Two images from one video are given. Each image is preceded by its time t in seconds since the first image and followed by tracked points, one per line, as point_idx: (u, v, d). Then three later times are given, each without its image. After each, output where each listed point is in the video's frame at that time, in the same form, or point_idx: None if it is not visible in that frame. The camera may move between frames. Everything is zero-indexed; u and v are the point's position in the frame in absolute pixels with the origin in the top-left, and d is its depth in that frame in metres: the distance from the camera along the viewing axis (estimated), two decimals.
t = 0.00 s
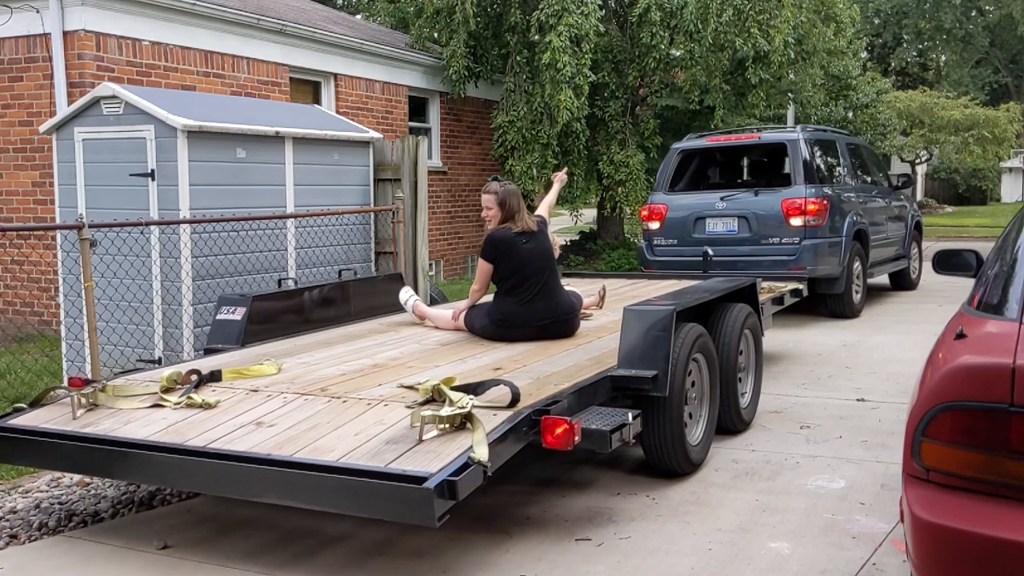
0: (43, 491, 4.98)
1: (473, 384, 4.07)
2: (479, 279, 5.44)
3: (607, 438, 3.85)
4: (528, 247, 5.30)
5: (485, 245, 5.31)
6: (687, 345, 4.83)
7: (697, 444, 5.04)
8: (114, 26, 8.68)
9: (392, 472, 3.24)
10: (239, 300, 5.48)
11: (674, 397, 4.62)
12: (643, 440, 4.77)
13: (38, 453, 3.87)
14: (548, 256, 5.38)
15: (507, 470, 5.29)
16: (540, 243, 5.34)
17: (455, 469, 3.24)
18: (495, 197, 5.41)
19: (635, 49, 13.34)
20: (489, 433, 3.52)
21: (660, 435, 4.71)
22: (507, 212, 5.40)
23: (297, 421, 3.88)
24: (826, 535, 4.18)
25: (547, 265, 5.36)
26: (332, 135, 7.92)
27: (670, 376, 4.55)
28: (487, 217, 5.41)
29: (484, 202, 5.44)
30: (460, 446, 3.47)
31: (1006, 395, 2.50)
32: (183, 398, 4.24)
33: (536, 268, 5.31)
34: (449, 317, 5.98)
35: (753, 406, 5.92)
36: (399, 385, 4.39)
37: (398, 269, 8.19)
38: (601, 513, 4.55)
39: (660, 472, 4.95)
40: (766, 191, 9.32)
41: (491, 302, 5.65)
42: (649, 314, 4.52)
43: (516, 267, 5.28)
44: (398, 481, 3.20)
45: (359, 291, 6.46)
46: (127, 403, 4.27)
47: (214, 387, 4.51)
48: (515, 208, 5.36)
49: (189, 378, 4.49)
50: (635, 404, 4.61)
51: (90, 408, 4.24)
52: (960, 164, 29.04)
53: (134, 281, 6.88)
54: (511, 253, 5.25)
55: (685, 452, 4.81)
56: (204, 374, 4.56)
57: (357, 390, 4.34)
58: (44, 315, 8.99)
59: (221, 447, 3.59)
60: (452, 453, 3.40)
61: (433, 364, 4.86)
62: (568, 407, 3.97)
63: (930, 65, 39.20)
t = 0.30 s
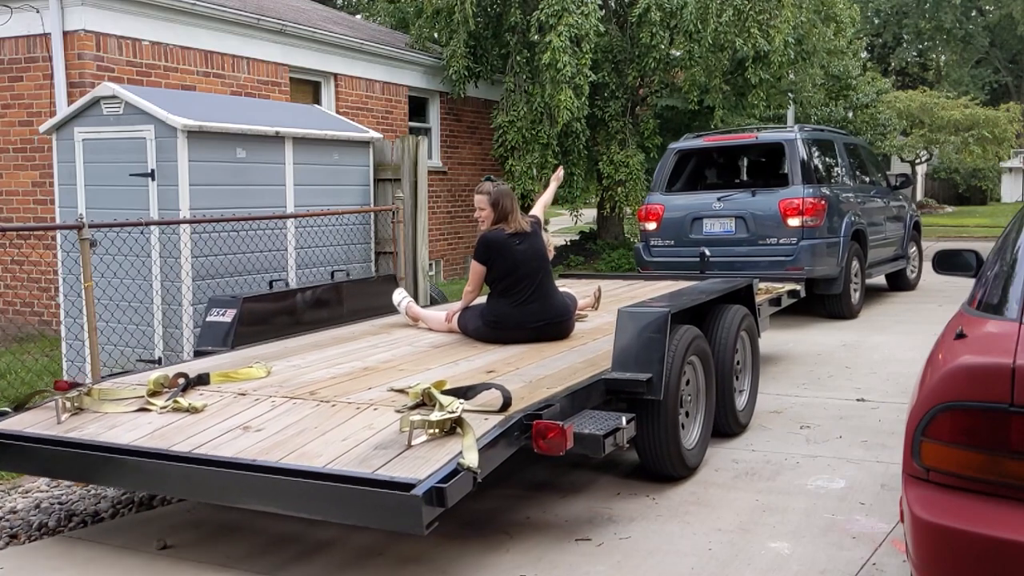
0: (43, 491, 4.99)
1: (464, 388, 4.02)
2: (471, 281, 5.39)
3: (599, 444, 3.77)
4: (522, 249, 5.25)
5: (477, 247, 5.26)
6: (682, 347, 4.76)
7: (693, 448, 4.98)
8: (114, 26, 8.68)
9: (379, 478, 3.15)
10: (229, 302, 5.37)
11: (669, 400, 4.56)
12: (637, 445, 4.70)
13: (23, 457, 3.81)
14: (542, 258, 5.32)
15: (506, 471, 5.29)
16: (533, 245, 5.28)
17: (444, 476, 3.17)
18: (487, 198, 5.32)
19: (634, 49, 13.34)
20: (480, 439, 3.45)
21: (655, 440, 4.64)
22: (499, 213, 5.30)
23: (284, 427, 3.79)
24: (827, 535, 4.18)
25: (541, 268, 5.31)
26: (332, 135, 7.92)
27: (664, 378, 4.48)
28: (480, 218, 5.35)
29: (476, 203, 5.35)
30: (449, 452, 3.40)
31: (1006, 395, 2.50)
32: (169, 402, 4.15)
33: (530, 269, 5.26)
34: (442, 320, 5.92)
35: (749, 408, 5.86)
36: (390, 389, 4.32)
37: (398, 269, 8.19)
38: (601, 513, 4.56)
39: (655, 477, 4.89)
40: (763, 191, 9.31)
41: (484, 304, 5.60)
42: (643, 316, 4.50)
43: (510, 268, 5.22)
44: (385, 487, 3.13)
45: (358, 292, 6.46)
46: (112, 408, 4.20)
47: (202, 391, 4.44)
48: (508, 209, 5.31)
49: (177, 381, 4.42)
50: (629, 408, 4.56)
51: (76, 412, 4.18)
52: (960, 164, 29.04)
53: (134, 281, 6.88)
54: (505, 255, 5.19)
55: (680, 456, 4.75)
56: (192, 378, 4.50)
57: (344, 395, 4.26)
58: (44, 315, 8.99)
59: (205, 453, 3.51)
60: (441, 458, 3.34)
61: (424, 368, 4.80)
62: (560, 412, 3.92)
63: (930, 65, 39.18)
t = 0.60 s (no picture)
0: (43, 491, 4.99)
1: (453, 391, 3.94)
2: (464, 283, 5.34)
3: (591, 449, 3.71)
4: (515, 249, 5.21)
5: (470, 248, 5.22)
6: (676, 350, 4.69)
7: (687, 452, 4.91)
8: (114, 26, 8.68)
9: (362, 485, 3.08)
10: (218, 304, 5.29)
11: (663, 405, 4.49)
12: (630, 450, 4.63)
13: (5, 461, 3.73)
14: (535, 259, 5.27)
15: (506, 472, 5.29)
16: (526, 246, 5.24)
17: (429, 484, 3.07)
18: (481, 197, 5.30)
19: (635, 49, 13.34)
20: (467, 445, 3.37)
21: (649, 446, 4.57)
22: (492, 213, 5.29)
23: (269, 432, 3.69)
24: (826, 535, 4.18)
25: (535, 269, 5.26)
26: (332, 135, 7.92)
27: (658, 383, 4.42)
28: (473, 218, 5.32)
29: (469, 202, 5.34)
30: (435, 458, 3.31)
31: (1006, 395, 2.50)
32: (152, 406, 4.04)
33: (523, 269, 5.21)
34: (434, 321, 5.82)
35: (745, 411, 5.80)
36: (378, 392, 4.21)
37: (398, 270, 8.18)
38: (601, 513, 4.56)
39: (648, 482, 4.82)
40: (760, 191, 9.31)
41: (476, 306, 5.55)
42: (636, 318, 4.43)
43: (503, 268, 5.18)
44: (369, 495, 3.04)
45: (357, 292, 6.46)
46: (94, 412, 4.09)
47: (186, 395, 4.34)
48: (501, 209, 5.27)
49: (161, 385, 4.32)
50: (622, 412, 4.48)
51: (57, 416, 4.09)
52: (960, 164, 29.06)
53: (134, 281, 6.88)
54: (497, 256, 5.15)
55: (673, 462, 4.68)
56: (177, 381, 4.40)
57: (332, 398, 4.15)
58: (44, 315, 8.98)
59: (187, 459, 3.42)
60: (427, 465, 3.25)
61: (414, 371, 4.69)
62: (551, 416, 3.85)
63: (930, 65, 39.17)
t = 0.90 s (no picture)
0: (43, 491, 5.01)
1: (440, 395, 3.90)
2: (455, 284, 5.32)
3: (581, 455, 3.68)
4: (507, 250, 5.19)
5: (461, 249, 5.20)
6: (670, 353, 4.63)
7: (682, 458, 4.84)
8: (114, 26, 8.68)
9: (346, 493, 3.03)
10: (205, 306, 5.30)
11: (656, 409, 4.42)
12: (623, 456, 4.57)
13: None
14: (527, 261, 5.26)
15: (505, 472, 5.28)
16: (518, 247, 5.22)
17: (412, 492, 3.03)
18: (472, 198, 5.28)
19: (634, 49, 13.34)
20: (453, 450, 3.34)
21: (642, 452, 4.51)
22: (484, 213, 5.27)
23: (251, 439, 3.63)
24: (827, 535, 4.18)
25: (527, 270, 5.24)
26: (332, 135, 7.92)
27: (651, 386, 4.36)
28: (464, 219, 5.29)
29: (461, 203, 5.32)
30: (420, 465, 3.27)
31: (1007, 395, 2.50)
32: (134, 411, 4.01)
33: (515, 270, 5.19)
34: (424, 323, 5.84)
35: (741, 415, 5.73)
36: (364, 397, 4.18)
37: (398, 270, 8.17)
38: (600, 513, 4.56)
39: (642, 488, 4.75)
40: (757, 192, 9.30)
41: (467, 308, 5.52)
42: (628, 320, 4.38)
43: (495, 269, 5.16)
44: (352, 503, 2.99)
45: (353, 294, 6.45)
46: (75, 417, 4.04)
47: (170, 398, 4.29)
48: (492, 210, 5.25)
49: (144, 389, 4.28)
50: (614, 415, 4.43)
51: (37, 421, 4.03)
52: (960, 164, 29.06)
53: (134, 281, 6.88)
54: (488, 257, 5.13)
55: (667, 468, 4.61)
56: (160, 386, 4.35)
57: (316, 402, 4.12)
58: (44, 315, 8.98)
59: (168, 466, 3.37)
60: (412, 473, 3.21)
61: (401, 374, 4.67)
62: (540, 421, 3.81)
63: (930, 65, 39.15)
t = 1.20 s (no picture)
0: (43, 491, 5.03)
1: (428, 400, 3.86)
2: (446, 286, 5.30)
3: (570, 462, 3.62)
4: (498, 252, 5.17)
5: (451, 251, 5.17)
6: (663, 356, 4.57)
7: (676, 462, 4.78)
8: (114, 27, 8.68)
9: (326, 502, 2.94)
10: (190, 308, 5.25)
11: (649, 413, 4.36)
12: (616, 461, 4.51)
13: None
14: (519, 263, 5.23)
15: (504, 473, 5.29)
16: (509, 249, 5.20)
17: (396, 500, 2.94)
18: (464, 199, 5.26)
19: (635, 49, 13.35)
20: (439, 457, 3.25)
21: (635, 457, 4.45)
22: (475, 214, 5.24)
23: (232, 444, 3.57)
24: (826, 535, 4.18)
25: (518, 272, 5.22)
26: (332, 135, 7.92)
27: (643, 390, 4.31)
28: (455, 220, 5.27)
29: (452, 204, 5.30)
30: (405, 473, 3.19)
31: (1006, 395, 2.50)
32: (115, 416, 3.93)
33: (507, 272, 5.17)
34: (416, 326, 5.85)
35: (736, 418, 5.67)
36: (350, 401, 4.14)
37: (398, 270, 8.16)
38: (600, 514, 4.57)
39: (635, 493, 4.69)
40: (754, 192, 9.29)
41: (458, 311, 5.50)
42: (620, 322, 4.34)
43: (486, 272, 5.14)
44: (333, 512, 2.90)
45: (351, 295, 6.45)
46: (54, 422, 3.98)
47: (152, 404, 4.23)
48: (483, 211, 5.23)
49: (126, 394, 4.22)
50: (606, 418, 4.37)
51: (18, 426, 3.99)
52: (960, 164, 29.06)
53: (134, 281, 6.88)
54: (479, 259, 5.11)
55: (661, 473, 4.55)
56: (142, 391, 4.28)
57: (299, 407, 4.07)
58: (44, 315, 8.97)
59: (146, 473, 3.29)
60: (397, 480, 3.12)
61: (390, 378, 4.65)
62: (529, 426, 3.77)
63: (930, 65, 39.15)
